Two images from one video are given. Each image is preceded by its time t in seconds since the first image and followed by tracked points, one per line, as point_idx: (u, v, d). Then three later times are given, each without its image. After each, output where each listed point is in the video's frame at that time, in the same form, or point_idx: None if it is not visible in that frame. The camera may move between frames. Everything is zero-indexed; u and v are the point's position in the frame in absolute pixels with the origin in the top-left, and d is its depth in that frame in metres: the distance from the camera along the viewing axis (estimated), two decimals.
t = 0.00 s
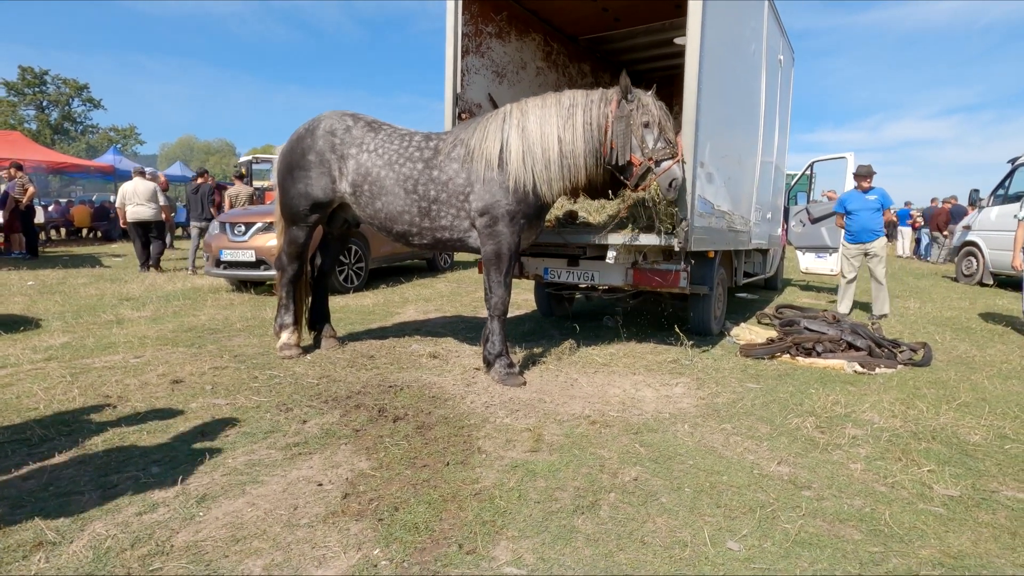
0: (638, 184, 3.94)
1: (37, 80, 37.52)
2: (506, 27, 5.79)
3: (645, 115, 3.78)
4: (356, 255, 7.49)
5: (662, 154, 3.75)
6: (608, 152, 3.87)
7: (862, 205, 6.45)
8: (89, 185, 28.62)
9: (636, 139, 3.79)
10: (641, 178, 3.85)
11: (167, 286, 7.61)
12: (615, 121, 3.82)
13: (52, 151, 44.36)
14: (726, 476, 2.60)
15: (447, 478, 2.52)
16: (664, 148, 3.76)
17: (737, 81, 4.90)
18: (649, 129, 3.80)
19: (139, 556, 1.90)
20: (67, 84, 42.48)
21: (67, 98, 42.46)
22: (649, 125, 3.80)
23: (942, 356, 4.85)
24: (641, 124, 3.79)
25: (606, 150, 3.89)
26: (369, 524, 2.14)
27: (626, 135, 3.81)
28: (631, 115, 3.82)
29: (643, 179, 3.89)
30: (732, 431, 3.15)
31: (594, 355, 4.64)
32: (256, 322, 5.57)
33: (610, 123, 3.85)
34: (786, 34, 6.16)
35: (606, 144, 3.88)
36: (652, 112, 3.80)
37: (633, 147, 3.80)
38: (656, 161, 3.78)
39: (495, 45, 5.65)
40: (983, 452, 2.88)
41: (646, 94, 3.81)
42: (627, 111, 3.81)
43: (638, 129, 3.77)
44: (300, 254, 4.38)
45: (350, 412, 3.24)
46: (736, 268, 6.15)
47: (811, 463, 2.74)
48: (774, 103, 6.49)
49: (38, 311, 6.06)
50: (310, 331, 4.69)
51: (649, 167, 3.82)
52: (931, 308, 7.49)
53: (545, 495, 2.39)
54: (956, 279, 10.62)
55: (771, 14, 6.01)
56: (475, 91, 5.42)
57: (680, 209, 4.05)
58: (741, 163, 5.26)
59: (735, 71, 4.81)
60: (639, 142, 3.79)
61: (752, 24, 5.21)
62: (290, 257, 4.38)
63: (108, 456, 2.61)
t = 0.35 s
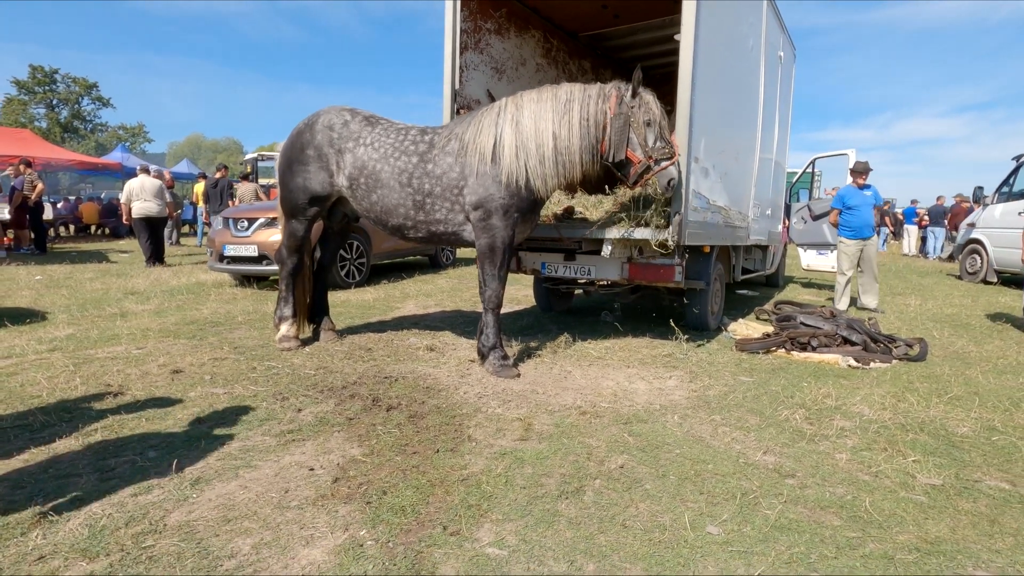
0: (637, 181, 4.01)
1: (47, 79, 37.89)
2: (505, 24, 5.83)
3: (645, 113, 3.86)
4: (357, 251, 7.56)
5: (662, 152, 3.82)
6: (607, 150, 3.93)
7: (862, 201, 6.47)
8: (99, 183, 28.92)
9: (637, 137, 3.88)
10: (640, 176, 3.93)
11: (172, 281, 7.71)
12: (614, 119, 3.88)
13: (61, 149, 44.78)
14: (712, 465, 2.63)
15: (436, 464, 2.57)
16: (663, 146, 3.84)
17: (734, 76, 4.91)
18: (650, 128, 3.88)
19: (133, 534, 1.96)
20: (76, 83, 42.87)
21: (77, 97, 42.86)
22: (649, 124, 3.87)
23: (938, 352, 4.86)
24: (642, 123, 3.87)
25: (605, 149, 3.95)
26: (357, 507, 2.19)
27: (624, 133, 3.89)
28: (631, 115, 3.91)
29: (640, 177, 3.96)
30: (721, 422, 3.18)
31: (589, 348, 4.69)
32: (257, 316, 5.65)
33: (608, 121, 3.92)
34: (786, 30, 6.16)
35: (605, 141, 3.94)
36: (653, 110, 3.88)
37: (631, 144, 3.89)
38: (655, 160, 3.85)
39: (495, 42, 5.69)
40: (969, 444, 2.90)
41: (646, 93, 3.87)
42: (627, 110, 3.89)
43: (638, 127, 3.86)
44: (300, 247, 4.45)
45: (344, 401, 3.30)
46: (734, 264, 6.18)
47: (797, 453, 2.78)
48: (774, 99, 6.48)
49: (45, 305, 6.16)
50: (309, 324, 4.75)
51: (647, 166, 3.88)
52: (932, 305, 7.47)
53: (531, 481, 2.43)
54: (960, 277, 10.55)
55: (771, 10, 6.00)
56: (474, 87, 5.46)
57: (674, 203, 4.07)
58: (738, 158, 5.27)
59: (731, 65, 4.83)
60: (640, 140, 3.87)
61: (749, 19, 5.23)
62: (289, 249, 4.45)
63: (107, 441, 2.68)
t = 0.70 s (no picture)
0: (638, 179, 4.12)
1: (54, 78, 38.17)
2: (506, 20, 5.84)
3: (648, 111, 3.90)
4: (361, 247, 7.62)
5: (666, 149, 3.88)
6: (609, 147, 3.97)
7: (871, 195, 6.50)
8: (107, 182, 29.15)
9: (640, 135, 3.91)
10: (643, 173, 4.01)
11: (177, 277, 7.79)
12: (617, 116, 3.92)
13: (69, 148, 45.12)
14: (706, 455, 2.67)
15: (434, 454, 2.62)
16: (665, 143, 3.89)
17: (734, 71, 4.91)
18: (656, 124, 3.92)
19: (137, 519, 2.02)
20: (84, 82, 43.16)
21: (84, 96, 43.15)
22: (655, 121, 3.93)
23: (938, 346, 4.86)
24: (645, 121, 3.92)
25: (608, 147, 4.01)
26: (356, 494, 2.24)
27: (627, 131, 3.92)
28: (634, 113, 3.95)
29: (644, 173, 4.02)
30: (718, 414, 3.22)
31: (589, 343, 4.72)
32: (261, 311, 5.71)
33: (609, 118, 3.94)
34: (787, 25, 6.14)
35: (607, 138, 3.98)
36: (655, 108, 3.92)
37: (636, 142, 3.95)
38: (658, 157, 3.90)
39: (495, 38, 5.70)
40: (964, 435, 2.92)
41: (649, 91, 3.90)
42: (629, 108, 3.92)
43: (641, 125, 3.91)
44: (302, 243, 4.51)
45: (346, 393, 3.36)
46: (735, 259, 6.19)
47: (791, 444, 2.81)
48: (776, 95, 6.47)
49: (53, 300, 6.25)
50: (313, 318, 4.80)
51: (650, 163, 3.94)
52: (935, 300, 7.45)
53: (527, 470, 2.47)
54: (965, 272, 10.50)
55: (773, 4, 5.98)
56: (475, 84, 5.49)
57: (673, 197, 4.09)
58: (739, 153, 5.27)
59: (731, 61, 4.83)
60: (644, 137, 3.91)
61: (750, 14, 5.22)
62: (293, 245, 4.51)
63: (112, 431, 2.74)
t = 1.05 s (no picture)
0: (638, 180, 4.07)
1: (57, 77, 38.24)
2: (507, 16, 5.83)
3: (651, 113, 3.90)
4: (362, 244, 7.63)
5: (666, 153, 3.91)
6: (610, 147, 3.97)
7: (879, 191, 6.45)
8: (109, 180, 29.18)
9: (641, 137, 3.94)
10: (642, 175, 4.00)
11: (180, 275, 7.82)
12: (619, 117, 3.92)
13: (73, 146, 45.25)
14: (705, 450, 2.68)
15: (435, 450, 2.64)
16: (666, 148, 3.92)
17: (735, 67, 4.90)
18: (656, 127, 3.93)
19: (140, 515, 2.04)
20: (86, 80, 43.24)
21: (87, 94, 43.25)
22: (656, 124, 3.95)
23: (940, 341, 4.85)
24: (647, 122, 3.92)
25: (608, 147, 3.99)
26: (357, 490, 2.26)
27: (629, 133, 3.95)
28: (636, 112, 3.94)
29: (642, 176, 4.02)
30: (717, 410, 3.23)
31: (589, 339, 4.73)
32: (263, 308, 5.74)
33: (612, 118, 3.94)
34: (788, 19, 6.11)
35: (609, 138, 3.97)
36: (658, 110, 3.93)
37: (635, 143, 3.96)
38: (659, 160, 3.93)
39: (496, 34, 5.70)
40: (963, 430, 2.92)
41: (652, 92, 3.91)
42: (632, 108, 3.92)
43: (643, 127, 3.92)
44: (303, 240, 4.53)
45: (347, 390, 3.38)
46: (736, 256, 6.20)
47: (790, 439, 2.82)
48: (777, 91, 6.44)
49: (57, 298, 6.29)
50: (314, 316, 4.81)
51: (650, 165, 3.96)
52: (938, 295, 7.43)
53: (526, 466, 2.49)
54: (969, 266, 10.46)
55: None
56: (475, 80, 5.49)
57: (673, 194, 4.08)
58: (740, 149, 5.26)
59: (732, 56, 4.82)
60: (644, 140, 3.94)
61: (751, 9, 5.21)
62: (293, 242, 4.53)
63: (115, 428, 2.77)
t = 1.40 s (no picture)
0: (642, 181, 4.09)
1: (61, 75, 38.38)
2: (510, 14, 5.82)
3: (658, 115, 3.91)
4: (365, 243, 7.64)
5: (670, 154, 3.92)
6: (615, 148, 3.97)
7: (885, 189, 6.41)
8: (113, 177, 29.21)
9: (648, 138, 3.91)
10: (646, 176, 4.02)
11: (184, 273, 7.84)
12: (624, 118, 3.91)
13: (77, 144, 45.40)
14: (707, 450, 2.68)
15: (438, 449, 2.64)
16: (670, 150, 3.93)
17: (738, 65, 4.88)
18: (662, 128, 3.93)
19: (145, 513, 2.05)
20: (90, 78, 43.38)
21: (92, 92, 43.39)
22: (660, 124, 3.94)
23: (945, 341, 4.83)
24: (654, 123, 3.92)
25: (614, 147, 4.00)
26: (360, 489, 2.27)
27: (635, 133, 3.92)
28: (642, 113, 3.93)
29: (648, 176, 4.04)
30: (720, 409, 3.22)
31: (592, 338, 4.73)
32: (267, 307, 5.76)
33: (617, 118, 3.93)
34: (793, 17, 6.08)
35: (615, 138, 3.96)
36: (665, 112, 3.93)
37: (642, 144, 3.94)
38: (664, 161, 3.94)
39: (499, 32, 5.69)
40: (968, 430, 2.91)
41: (658, 94, 3.92)
42: (638, 108, 3.91)
43: (648, 128, 3.91)
44: (307, 239, 4.53)
45: (350, 388, 3.38)
46: (739, 254, 6.18)
47: (793, 439, 2.81)
48: (781, 89, 6.41)
49: (61, 297, 6.32)
50: (318, 314, 4.81)
51: (656, 167, 3.97)
52: (943, 294, 7.39)
53: (529, 465, 2.49)
54: (973, 265, 10.42)
55: None
56: (478, 79, 5.48)
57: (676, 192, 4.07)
58: (743, 147, 5.24)
59: (735, 54, 4.80)
60: (650, 142, 3.94)
61: (754, 6, 5.18)
62: (297, 241, 4.54)
63: (119, 426, 2.78)
